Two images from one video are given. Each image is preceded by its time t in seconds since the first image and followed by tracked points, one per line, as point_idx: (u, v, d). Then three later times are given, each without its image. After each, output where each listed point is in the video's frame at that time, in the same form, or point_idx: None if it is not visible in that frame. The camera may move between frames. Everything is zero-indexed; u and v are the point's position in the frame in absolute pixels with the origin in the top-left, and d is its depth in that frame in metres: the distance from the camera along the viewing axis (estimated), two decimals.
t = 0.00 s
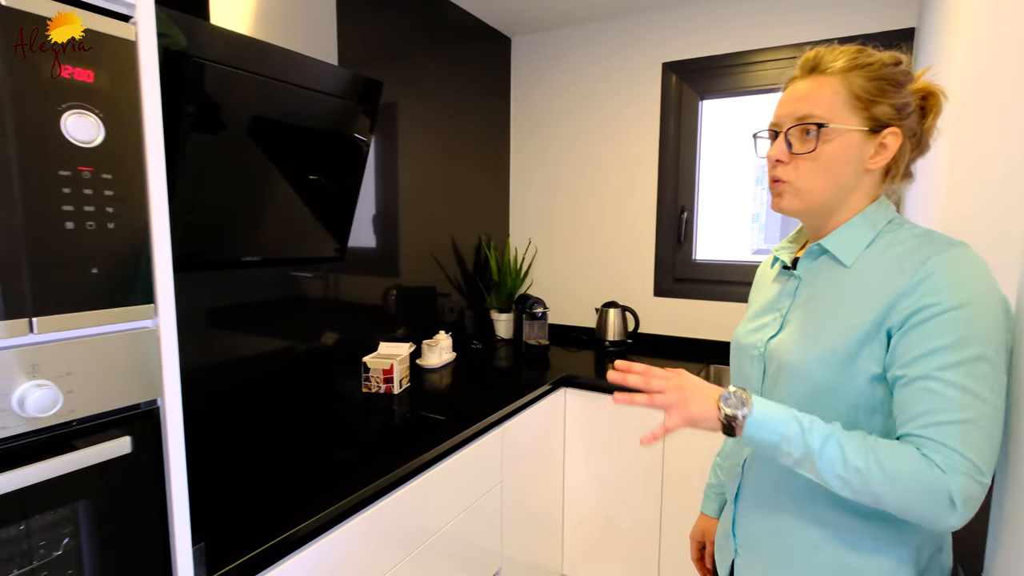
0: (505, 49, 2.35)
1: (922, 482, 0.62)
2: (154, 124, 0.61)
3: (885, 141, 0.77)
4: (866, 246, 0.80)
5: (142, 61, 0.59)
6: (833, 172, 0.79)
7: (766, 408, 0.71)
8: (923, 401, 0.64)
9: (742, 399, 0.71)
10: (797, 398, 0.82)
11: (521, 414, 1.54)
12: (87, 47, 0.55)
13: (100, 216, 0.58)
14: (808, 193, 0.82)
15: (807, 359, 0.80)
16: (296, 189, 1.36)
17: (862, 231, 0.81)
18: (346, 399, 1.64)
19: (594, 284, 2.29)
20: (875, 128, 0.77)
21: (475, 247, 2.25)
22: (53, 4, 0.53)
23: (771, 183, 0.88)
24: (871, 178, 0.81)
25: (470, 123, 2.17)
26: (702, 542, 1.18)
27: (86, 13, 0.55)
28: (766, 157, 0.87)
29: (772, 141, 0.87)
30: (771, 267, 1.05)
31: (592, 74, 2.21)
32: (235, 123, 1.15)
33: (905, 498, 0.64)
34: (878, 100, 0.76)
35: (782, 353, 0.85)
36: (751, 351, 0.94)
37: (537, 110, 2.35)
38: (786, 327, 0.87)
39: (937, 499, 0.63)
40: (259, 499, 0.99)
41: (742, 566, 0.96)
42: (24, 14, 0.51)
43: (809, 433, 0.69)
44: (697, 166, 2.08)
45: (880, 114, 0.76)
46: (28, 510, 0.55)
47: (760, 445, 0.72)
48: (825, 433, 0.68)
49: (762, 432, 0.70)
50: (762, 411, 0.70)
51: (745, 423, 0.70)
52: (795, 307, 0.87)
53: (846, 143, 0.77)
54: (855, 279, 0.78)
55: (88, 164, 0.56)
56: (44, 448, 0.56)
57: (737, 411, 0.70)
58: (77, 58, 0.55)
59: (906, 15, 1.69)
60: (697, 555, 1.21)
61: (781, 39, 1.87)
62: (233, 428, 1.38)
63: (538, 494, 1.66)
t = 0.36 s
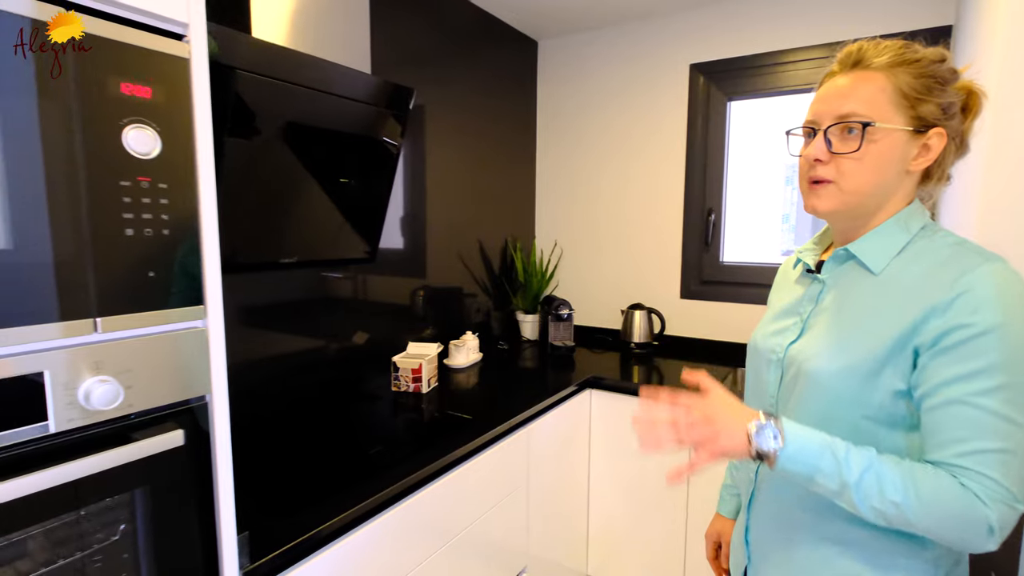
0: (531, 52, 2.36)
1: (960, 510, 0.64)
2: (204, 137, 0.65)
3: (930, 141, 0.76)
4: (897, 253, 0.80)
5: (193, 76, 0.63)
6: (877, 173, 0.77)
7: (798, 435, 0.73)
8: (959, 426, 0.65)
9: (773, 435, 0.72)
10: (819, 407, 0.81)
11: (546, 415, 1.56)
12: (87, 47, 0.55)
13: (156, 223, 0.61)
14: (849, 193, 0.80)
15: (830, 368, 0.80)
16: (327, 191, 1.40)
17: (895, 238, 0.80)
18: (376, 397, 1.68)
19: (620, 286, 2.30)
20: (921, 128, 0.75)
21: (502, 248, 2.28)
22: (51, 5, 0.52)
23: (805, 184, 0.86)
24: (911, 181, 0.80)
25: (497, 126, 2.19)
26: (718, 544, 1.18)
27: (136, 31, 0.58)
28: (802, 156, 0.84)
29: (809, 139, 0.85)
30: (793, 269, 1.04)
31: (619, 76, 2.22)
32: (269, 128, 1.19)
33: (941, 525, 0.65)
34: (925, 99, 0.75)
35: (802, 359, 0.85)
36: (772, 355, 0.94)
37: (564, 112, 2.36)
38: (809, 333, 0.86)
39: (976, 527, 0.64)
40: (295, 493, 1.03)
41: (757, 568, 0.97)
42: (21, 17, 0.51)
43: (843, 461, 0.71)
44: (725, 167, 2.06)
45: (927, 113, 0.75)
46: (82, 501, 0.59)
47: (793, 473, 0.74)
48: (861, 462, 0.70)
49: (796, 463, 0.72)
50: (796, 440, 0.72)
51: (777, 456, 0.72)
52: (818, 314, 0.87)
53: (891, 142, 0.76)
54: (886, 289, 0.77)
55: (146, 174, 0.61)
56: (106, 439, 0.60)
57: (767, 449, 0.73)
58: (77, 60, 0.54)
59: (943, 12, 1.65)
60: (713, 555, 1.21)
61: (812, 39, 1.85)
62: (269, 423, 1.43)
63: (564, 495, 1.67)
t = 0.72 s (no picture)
0: (562, 55, 2.38)
1: None
2: (262, 152, 0.70)
3: (969, 143, 0.75)
4: (930, 261, 0.79)
5: (251, 91, 0.68)
6: (912, 175, 0.76)
7: (854, 493, 0.72)
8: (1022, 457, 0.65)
9: (830, 501, 0.72)
10: (856, 426, 0.80)
11: (576, 417, 1.57)
12: (89, 48, 0.55)
13: (217, 229, 0.66)
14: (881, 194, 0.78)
15: (866, 388, 0.78)
16: (363, 194, 1.44)
17: (928, 245, 0.79)
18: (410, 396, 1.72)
19: (650, 288, 2.29)
20: (959, 129, 0.75)
21: (532, 250, 2.30)
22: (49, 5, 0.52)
23: (835, 185, 0.85)
24: (947, 184, 0.79)
25: (528, 129, 2.22)
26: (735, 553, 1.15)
27: (189, 48, 0.62)
28: (833, 156, 0.84)
29: (839, 139, 0.85)
30: (818, 272, 1.03)
31: (650, 79, 2.22)
32: (306, 134, 1.23)
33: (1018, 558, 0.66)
34: (964, 99, 0.74)
35: (833, 373, 0.83)
36: (797, 362, 0.93)
37: (595, 115, 2.37)
38: (838, 344, 0.85)
39: None
40: (336, 487, 1.07)
41: None
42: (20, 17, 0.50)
43: (904, 509, 0.71)
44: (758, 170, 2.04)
45: (966, 114, 0.74)
46: (135, 493, 0.62)
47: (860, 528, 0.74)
48: (925, 514, 0.70)
49: (861, 520, 0.72)
50: (851, 497, 0.72)
51: (840, 518, 0.72)
52: (847, 323, 0.86)
53: (927, 141, 0.75)
54: (922, 303, 0.77)
55: (210, 184, 0.65)
56: (171, 432, 0.65)
57: (828, 514, 0.73)
58: (76, 60, 0.54)
59: (987, 9, 1.61)
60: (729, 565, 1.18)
61: (849, 39, 1.82)
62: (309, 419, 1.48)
63: (593, 496, 1.68)
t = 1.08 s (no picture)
0: (592, 58, 2.40)
1: None
2: (309, 160, 0.75)
3: (983, 145, 0.74)
4: (953, 270, 0.79)
5: (301, 104, 0.75)
6: (922, 184, 0.76)
7: (884, 511, 0.71)
8: None
9: (859, 518, 0.71)
10: (878, 439, 0.80)
11: (603, 418, 1.58)
12: (87, 47, 0.56)
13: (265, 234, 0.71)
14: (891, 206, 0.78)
15: (888, 401, 0.78)
16: (394, 198, 1.48)
17: (952, 254, 0.79)
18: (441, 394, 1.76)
19: (679, 290, 2.29)
20: (970, 133, 0.74)
21: (560, 252, 2.32)
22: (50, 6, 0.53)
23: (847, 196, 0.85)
24: (964, 188, 0.79)
25: (558, 132, 2.24)
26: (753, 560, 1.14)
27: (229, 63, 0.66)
28: (841, 168, 0.84)
29: (846, 150, 0.84)
30: (835, 278, 1.03)
31: (679, 80, 2.21)
32: (341, 138, 1.27)
33: None
34: (973, 103, 0.74)
35: (854, 384, 0.83)
36: (814, 371, 0.93)
37: (623, 118, 2.38)
38: (858, 355, 0.85)
39: None
40: (373, 480, 1.11)
41: None
42: (22, 17, 0.51)
43: (937, 526, 0.70)
44: (790, 172, 2.02)
45: (976, 116, 0.74)
46: (185, 483, 0.67)
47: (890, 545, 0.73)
48: (960, 531, 0.69)
49: (891, 538, 0.71)
50: (882, 515, 0.71)
51: (870, 537, 0.71)
52: (867, 332, 0.86)
53: (934, 150, 0.74)
54: (946, 314, 0.76)
55: (262, 192, 0.71)
56: (224, 424, 0.69)
57: (858, 533, 0.71)
58: (76, 59, 0.55)
59: None
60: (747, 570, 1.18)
61: (884, 38, 1.79)
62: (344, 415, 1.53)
63: (621, 497, 1.69)
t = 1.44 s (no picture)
0: (618, 59, 2.40)
1: None
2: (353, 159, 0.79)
3: (1007, 139, 0.73)
4: (981, 271, 0.78)
5: (348, 107, 0.79)
6: (946, 187, 0.75)
7: (871, 479, 0.74)
8: None
9: (843, 475, 0.75)
10: (892, 438, 0.79)
11: (629, 417, 1.59)
12: (87, 47, 0.55)
13: (297, 232, 0.73)
14: (916, 211, 0.78)
15: (904, 398, 0.78)
16: (421, 196, 1.51)
17: (981, 254, 0.78)
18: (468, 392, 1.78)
19: (704, 290, 2.28)
20: (991, 130, 0.73)
21: (585, 252, 2.33)
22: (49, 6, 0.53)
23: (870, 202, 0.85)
24: (993, 184, 0.77)
25: (584, 133, 2.25)
26: (775, 566, 1.14)
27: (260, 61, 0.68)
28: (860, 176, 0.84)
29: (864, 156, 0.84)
30: (868, 280, 1.02)
31: (705, 80, 2.21)
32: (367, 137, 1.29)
33: None
34: (988, 98, 0.73)
35: (873, 382, 0.83)
36: (836, 369, 0.93)
37: (649, 118, 2.38)
38: (881, 354, 0.85)
39: None
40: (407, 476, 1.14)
41: None
42: (21, 17, 0.51)
43: (925, 508, 0.70)
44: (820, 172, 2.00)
45: (993, 112, 0.73)
46: (222, 476, 0.68)
47: (874, 516, 0.75)
48: (948, 511, 0.69)
49: (874, 507, 0.74)
50: (868, 483, 0.74)
51: (849, 498, 0.74)
52: (891, 331, 0.86)
53: (953, 152, 0.74)
54: (968, 313, 0.76)
55: (311, 193, 0.75)
56: (274, 415, 0.72)
57: (839, 489, 0.75)
58: (78, 60, 0.54)
59: None
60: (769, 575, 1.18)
61: (916, 36, 1.77)
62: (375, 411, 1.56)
63: (646, 497, 1.70)
